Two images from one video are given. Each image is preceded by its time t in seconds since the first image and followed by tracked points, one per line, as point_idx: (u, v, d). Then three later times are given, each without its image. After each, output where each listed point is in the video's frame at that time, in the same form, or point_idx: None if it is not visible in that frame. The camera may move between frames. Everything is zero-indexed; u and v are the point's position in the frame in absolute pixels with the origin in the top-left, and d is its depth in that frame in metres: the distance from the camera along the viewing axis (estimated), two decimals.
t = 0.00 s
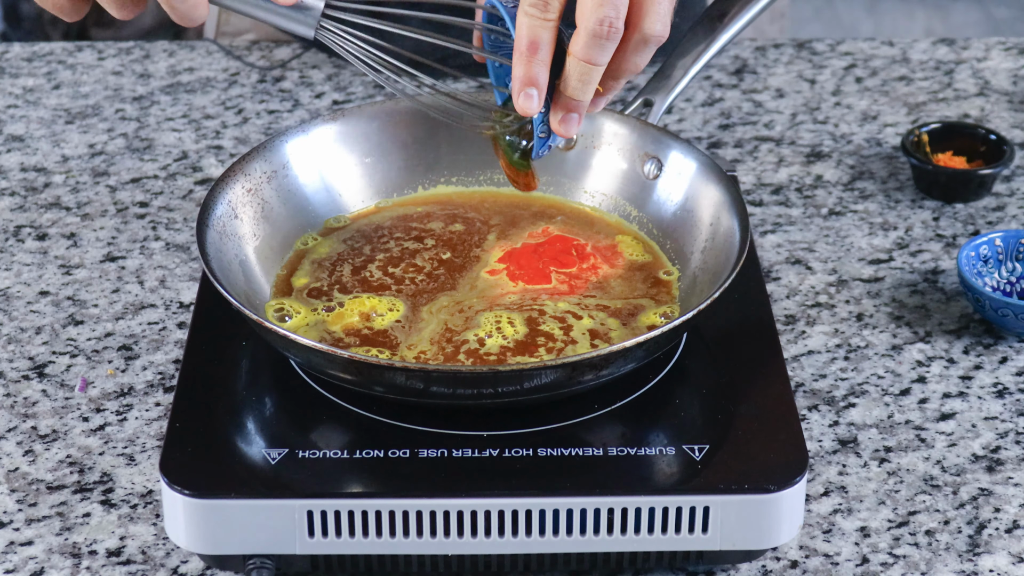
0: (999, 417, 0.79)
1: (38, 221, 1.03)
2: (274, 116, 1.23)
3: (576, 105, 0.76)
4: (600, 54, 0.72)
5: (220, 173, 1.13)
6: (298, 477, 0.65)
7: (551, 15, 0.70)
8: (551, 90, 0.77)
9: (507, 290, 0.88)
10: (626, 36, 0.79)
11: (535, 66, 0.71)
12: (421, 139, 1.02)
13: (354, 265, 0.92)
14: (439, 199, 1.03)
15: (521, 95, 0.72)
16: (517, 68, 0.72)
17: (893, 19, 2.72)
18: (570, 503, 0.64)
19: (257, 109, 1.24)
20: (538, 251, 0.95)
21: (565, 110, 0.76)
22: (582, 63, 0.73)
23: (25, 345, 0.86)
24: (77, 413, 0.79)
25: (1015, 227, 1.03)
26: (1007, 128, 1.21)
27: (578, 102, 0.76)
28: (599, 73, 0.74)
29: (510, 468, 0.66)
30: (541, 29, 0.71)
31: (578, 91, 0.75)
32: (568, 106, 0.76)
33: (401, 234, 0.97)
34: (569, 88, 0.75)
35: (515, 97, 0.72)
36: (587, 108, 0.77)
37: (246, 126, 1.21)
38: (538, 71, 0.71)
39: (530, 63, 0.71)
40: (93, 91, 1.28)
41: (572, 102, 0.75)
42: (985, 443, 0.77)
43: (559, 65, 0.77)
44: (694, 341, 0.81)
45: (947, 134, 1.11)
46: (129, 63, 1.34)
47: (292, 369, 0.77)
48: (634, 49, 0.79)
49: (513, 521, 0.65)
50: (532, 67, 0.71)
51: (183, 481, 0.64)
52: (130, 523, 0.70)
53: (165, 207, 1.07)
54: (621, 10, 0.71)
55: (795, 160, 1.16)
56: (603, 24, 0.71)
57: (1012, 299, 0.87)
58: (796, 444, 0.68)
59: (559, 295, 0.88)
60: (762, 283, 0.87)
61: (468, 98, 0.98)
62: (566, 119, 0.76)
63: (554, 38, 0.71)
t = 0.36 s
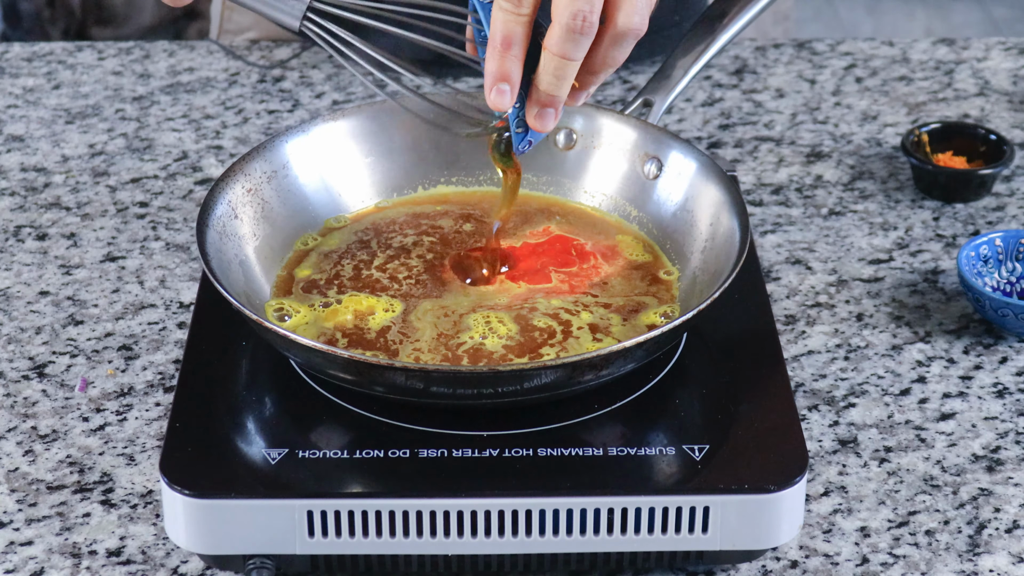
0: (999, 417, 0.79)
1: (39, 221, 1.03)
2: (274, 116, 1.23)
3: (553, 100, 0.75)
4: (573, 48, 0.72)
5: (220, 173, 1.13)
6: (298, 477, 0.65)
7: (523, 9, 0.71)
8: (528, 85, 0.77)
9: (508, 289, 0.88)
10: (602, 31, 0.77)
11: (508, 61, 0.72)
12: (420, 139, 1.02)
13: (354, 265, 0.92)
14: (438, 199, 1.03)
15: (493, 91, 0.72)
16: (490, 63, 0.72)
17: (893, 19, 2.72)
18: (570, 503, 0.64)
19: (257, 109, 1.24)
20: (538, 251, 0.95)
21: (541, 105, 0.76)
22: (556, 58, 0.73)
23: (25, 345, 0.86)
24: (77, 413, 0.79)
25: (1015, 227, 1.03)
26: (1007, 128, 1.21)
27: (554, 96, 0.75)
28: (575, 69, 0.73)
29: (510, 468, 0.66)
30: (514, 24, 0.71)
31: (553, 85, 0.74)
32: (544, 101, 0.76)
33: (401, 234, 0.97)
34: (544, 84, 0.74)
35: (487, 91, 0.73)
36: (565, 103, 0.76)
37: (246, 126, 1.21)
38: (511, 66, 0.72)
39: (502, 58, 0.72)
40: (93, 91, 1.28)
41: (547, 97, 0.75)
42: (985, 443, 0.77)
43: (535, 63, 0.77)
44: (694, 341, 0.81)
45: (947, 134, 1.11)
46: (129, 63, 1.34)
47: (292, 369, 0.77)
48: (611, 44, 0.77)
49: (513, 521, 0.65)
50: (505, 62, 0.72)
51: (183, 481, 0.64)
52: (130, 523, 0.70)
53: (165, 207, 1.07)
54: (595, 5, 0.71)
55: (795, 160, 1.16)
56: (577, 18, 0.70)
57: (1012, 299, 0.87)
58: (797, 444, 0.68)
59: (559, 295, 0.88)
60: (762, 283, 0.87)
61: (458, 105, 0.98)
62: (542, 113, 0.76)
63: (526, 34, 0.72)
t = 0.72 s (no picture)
0: (999, 417, 0.79)
1: (39, 221, 1.03)
2: (274, 116, 1.23)
3: (548, 106, 0.75)
4: (567, 56, 0.72)
5: (220, 173, 1.13)
6: (298, 477, 0.65)
7: (515, 18, 0.71)
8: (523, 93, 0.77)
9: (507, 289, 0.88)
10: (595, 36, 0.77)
11: (501, 70, 0.71)
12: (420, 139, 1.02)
13: (354, 265, 0.92)
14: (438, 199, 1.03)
15: (487, 100, 0.72)
16: (483, 72, 0.72)
17: (893, 19, 2.72)
18: (570, 503, 0.64)
19: (257, 109, 1.24)
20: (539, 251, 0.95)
21: (537, 111, 0.75)
22: (550, 65, 0.72)
23: (25, 345, 0.86)
24: (77, 413, 0.79)
25: (1015, 227, 1.03)
26: (1007, 128, 1.21)
27: (548, 103, 0.75)
28: (568, 76, 0.73)
29: (510, 468, 0.66)
30: (507, 33, 0.71)
31: (547, 92, 0.74)
32: (540, 107, 0.76)
33: (401, 234, 0.97)
34: (538, 90, 0.74)
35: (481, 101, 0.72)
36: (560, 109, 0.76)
37: (246, 126, 1.21)
38: (504, 75, 0.71)
39: (496, 66, 0.71)
40: (93, 91, 1.28)
41: (543, 104, 0.75)
42: (985, 443, 0.77)
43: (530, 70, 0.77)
44: (695, 341, 0.81)
45: (947, 134, 1.11)
46: (129, 63, 1.34)
47: (292, 369, 0.77)
48: (605, 51, 0.77)
49: (513, 521, 0.65)
50: (499, 71, 0.71)
51: (182, 481, 0.64)
52: (130, 523, 0.70)
53: (165, 207, 1.07)
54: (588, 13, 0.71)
55: (795, 160, 1.16)
56: (570, 27, 0.70)
57: (1012, 299, 0.87)
58: (797, 444, 0.68)
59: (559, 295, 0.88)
60: (762, 283, 0.87)
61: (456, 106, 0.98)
62: (537, 119, 0.76)
63: (519, 42, 0.72)
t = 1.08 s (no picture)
0: (999, 417, 0.79)
1: (39, 221, 1.03)
2: (274, 116, 1.23)
3: (541, 100, 0.76)
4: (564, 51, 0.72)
5: (220, 173, 1.13)
6: (299, 477, 0.65)
7: (515, 10, 0.70)
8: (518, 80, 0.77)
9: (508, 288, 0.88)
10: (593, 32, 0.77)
11: (497, 61, 0.72)
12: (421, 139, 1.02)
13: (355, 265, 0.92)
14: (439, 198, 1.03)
15: (481, 90, 0.73)
16: (479, 62, 0.72)
17: (894, 19, 2.72)
18: (569, 503, 0.64)
19: (257, 109, 1.24)
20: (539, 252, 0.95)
21: (529, 104, 0.77)
22: (546, 60, 0.72)
23: (25, 345, 0.86)
24: (77, 413, 0.79)
25: (1015, 227, 1.03)
26: (1007, 128, 1.21)
27: (542, 96, 0.76)
28: (563, 70, 0.73)
29: (511, 468, 0.66)
30: (507, 25, 0.71)
31: (542, 86, 0.75)
32: (532, 100, 0.77)
33: (401, 234, 0.97)
34: (532, 83, 0.75)
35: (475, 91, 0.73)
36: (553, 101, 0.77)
37: (246, 126, 1.21)
38: (501, 66, 0.72)
39: (492, 58, 0.72)
40: (93, 91, 1.28)
41: (535, 97, 0.75)
42: (985, 443, 0.77)
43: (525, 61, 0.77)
44: (694, 341, 0.81)
45: (947, 134, 1.11)
46: (129, 63, 1.34)
47: (292, 369, 0.77)
48: (601, 48, 0.77)
49: (513, 521, 0.65)
50: (495, 62, 0.72)
51: (183, 481, 0.64)
52: (130, 523, 0.70)
53: (165, 207, 1.07)
54: (588, 10, 0.70)
55: (795, 159, 1.16)
56: (568, 22, 0.70)
57: (1012, 299, 0.87)
58: (797, 444, 0.68)
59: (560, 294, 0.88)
60: (762, 283, 0.87)
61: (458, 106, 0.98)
62: (530, 112, 0.77)
63: (517, 34, 0.71)
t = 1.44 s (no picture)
0: (999, 417, 0.79)
1: (39, 221, 1.03)
2: (274, 116, 1.23)
3: (539, 90, 0.76)
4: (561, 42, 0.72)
5: (220, 173, 1.13)
6: (299, 477, 0.65)
7: None
8: (516, 71, 0.77)
9: (508, 288, 0.88)
10: (592, 23, 0.77)
11: (497, 51, 0.72)
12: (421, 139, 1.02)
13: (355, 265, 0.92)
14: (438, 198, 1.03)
15: (481, 79, 0.73)
16: (479, 51, 0.72)
17: (894, 19, 2.72)
18: (569, 503, 0.64)
19: (257, 109, 1.24)
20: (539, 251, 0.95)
21: (528, 94, 0.76)
22: (545, 50, 0.72)
23: (25, 345, 0.86)
24: (77, 413, 0.79)
25: (1015, 227, 1.03)
26: (1007, 128, 1.21)
27: (540, 86, 0.76)
28: (562, 60, 0.73)
29: (510, 468, 0.66)
30: (507, 14, 0.70)
31: (540, 76, 0.75)
32: (531, 90, 0.77)
33: (401, 234, 0.97)
34: (532, 73, 0.75)
35: (474, 80, 0.73)
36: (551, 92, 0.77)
37: (246, 126, 1.21)
38: (500, 56, 0.72)
39: (492, 48, 0.72)
40: (93, 91, 1.28)
41: (534, 87, 0.75)
42: (985, 443, 0.77)
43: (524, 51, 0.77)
44: (694, 341, 0.81)
45: (947, 134, 1.11)
46: (129, 63, 1.34)
47: (292, 369, 0.77)
48: (600, 39, 0.77)
49: (513, 521, 0.65)
50: (495, 52, 0.72)
51: (183, 481, 0.64)
52: (130, 523, 0.70)
53: (165, 207, 1.07)
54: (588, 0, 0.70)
55: (795, 159, 1.16)
56: (568, 14, 0.70)
57: (1012, 299, 0.87)
58: (797, 444, 0.68)
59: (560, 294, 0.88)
60: (762, 283, 0.87)
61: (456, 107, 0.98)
62: (528, 102, 0.77)
63: (517, 24, 0.71)
